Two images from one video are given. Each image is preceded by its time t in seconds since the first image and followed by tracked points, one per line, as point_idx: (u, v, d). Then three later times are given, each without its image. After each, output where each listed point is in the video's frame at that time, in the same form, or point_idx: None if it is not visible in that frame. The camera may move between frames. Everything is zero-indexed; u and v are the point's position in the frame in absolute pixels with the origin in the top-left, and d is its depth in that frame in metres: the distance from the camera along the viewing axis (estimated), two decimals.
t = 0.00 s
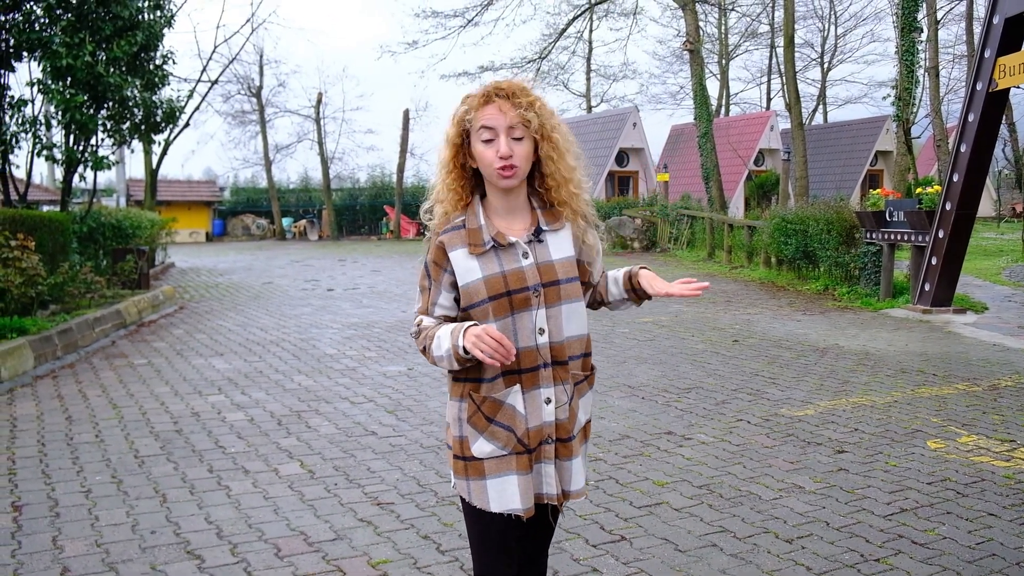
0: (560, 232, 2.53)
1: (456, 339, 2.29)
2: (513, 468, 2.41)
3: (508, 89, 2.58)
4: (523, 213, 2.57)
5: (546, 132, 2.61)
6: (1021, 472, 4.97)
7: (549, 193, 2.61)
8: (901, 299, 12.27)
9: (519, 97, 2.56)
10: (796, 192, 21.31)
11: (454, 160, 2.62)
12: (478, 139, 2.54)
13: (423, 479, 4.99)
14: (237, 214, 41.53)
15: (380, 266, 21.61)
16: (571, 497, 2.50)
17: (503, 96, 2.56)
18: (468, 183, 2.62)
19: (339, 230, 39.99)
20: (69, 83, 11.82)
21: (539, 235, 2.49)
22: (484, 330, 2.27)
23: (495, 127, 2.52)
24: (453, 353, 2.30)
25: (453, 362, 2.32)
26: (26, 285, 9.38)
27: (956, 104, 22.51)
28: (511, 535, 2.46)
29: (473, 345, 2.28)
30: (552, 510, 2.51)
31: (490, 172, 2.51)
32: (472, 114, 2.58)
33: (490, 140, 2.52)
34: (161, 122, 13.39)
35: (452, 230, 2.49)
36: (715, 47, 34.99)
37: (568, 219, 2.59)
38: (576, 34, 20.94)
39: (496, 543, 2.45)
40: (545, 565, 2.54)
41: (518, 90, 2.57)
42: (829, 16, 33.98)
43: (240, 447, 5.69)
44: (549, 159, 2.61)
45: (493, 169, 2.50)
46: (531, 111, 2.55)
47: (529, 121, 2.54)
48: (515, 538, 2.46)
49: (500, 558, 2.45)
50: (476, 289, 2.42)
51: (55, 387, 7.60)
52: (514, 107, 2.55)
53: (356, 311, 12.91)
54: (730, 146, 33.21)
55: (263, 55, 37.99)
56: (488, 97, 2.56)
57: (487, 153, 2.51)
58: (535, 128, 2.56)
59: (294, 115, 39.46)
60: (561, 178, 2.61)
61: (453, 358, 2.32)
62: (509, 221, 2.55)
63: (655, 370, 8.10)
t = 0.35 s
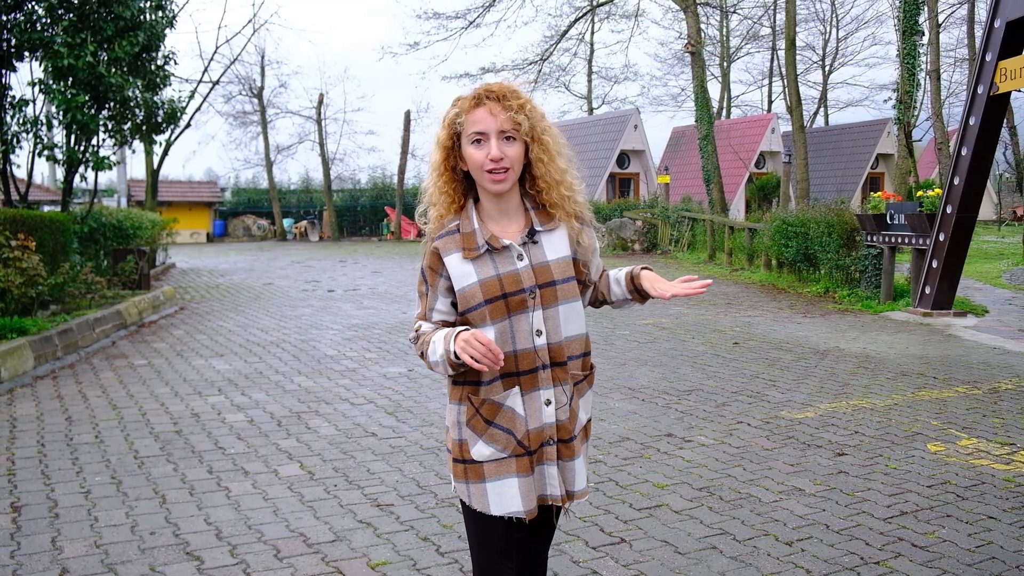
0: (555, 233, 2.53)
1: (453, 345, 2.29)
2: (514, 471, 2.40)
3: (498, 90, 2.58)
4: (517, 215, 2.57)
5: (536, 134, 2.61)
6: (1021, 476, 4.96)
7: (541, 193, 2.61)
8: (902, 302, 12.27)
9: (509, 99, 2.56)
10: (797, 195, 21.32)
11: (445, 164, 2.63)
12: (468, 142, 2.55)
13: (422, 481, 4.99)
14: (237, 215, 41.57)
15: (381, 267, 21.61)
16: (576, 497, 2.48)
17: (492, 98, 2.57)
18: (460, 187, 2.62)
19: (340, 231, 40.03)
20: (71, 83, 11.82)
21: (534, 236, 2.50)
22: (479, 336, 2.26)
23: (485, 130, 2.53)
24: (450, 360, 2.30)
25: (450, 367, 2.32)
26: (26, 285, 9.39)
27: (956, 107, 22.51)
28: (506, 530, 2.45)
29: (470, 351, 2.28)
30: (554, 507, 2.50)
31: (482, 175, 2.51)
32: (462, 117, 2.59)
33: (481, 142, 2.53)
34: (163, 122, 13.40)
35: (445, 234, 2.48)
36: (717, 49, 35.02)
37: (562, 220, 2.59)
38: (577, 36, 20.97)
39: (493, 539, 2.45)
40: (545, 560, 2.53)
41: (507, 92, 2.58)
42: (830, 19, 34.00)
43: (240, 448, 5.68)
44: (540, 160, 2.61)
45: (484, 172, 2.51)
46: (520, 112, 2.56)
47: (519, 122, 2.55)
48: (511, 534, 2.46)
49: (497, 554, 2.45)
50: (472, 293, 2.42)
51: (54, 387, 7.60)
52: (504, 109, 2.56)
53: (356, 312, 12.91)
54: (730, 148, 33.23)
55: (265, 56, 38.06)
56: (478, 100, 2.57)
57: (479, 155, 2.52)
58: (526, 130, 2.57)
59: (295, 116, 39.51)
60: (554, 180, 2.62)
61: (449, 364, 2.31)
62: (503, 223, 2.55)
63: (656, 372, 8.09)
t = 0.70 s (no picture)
0: (550, 230, 2.54)
1: (453, 344, 2.29)
2: (513, 470, 2.40)
3: (492, 87, 2.59)
4: (513, 212, 2.57)
5: (530, 130, 2.62)
6: (1020, 476, 4.97)
7: (536, 191, 2.62)
8: (901, 302, 12.27)
9: (504, 94, 2.56)
10: (796, 195, 21.34)
11: (441, 162, 2.63)
12: (463, 138, 2.55)
13: (422, 481, 4.99)
14: (237, 215, 41.56)
15: (380, 268, 21.60)
16: (572, 496, 2.50)
17: (487, 94, 2.57)
18: (456, 185, 2.63)
19: (339, 232, 40.04)
20: (69, 84, 11.82)
21: (531, 233, 2.50)
22: (480, 335, 2.26)
23: (480, 124, 2.53)
24: (450, 359, 2.29)
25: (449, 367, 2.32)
26: (26, 286, 9.39)
27: (956, 107, 22.50)
28: (503, 528, 2.45)
29: (469, 350, 2.28)
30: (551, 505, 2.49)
31: (478, 171, 2.52)
32: (457, 114, 2.59)
33: (476, 137, 2.54)
34: (162, 123, 13.39)
35: (442, 232, 2.48)
36: (716, 49, 35.03)
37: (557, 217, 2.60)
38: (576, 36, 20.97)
39: (491, 539, 2.46)
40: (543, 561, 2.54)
41: (501, 88, 2.59)
42: (830, 19, 34.01)
43: (239, 449, 5.68)
44: (534, 157, 2.61)
45: (480, 166, 2.51)
46: (515, 107, 2.56)
47: (514, 117, 2.55)
48: (508, 533, 2.46)
49: (496, 555, 2.45)
50: (470, 290, 2.42)
51: (53, 388, 7.59)
52: (499, 105, 2.56)
53: (355, 313, 12.90)
54: (730, 149, 33.25)
55: (264, 57, 38.07)
56: (473, 96, 2.58)
57: (474, 150, 2.52)
58: (521, 125, 2.57)
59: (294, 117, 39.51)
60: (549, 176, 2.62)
61: (449, 362, 2.31)
62: (500, 220, 2.54)
63: (655, 373, 8.10)
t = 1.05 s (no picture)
0: (549, 226, 2.55)
1: (457, 337, 2.28)
2: (517, 466, 2.40)
3: (495, 85, 2.59)
4: (512, 208, 2.58)
5: (532, 127, 2.62)
6: (1020, 476, 4.97)
7: (534, 189, 2.62)
8: (901, 302, 12.27)
9: (507, 92, 2.57)
10: (797, 195, 21.34)
11: (443, 158, 2.62)
12: (466, 133, 2.55)
13: (421, 480, 4.99)
14: (236, 214, 41.55)
15: (380, 267, 21.58)
16: (574, 493, 2.50)
17: (490, 92, 2.58)
18: (457, 182, 2.63)
19: (339, 231, 40.02)
20: (69, 83, 11.82)
21: (530, 229, 2.51)
22: (485, 326, 2.26)
23: (483, 121, 2.53)
24: (454, 352, 2.29)
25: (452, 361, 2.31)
26: (25, 284, 9.38)
27: (955, 107, 22.48)
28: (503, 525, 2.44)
29: (474, 343, 2.27)
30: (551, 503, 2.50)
31: (480, 166, 2.52)
32: (460, 109, 2.59)
33: (479, 133, 2.54)
34: (162, 122, 13.38)
35: (442, 229, 2.48)
36: (716, 49, 35.02)
37: (556, 216, 2.61)
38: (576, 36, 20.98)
39: (491, 537, 2.45)
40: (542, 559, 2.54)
41: (504, 85, 2.59)
42: (830, 19, 34.00)
43: (239, 447, 5.67)
44: (533, 155, 2.62)
45: (482, 162, 2.51)
46: (518, 104, 2.56)
47: (516, 115, 2.56)
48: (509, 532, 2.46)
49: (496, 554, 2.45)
50: (472, 284, 2.41)
51: (53, 387, 7.58)
52: (502, 102, 2.56)
53: (355, 312, 12.89)
54: (730, 149, 33.25)
55: (264, 56, 38.03)
56: (476, 92, 2.58)
57: (476, 145, 2.52)
58: (523, 122, 2.57)
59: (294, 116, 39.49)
60: (549, 174, 2.63)
61: (451, 357, 2.31)
62: (499, 215, 2.55)
63: (655, 372, 8.09)
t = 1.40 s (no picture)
0: (540, 233, 2.58)
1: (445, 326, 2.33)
2: (495, 446, 2.44)
3: (496, 101, 2.61)
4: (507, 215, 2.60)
5: (527, 141, 2.65)
6: (1019, 479, 4.97)
7: (527, 197, 2.65)
8: (901, 304, 12.26)
9: (507, 108, 2.59)
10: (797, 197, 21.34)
11: (446, 167, 2.63)
12: (468, 146, 2.56)
13: (421, 481, 4.98)
14: (236, 214, 41.53)
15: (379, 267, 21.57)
16: (538, 475, 2.52)
17: (491, 107, 2.59)
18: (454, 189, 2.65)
19: (339, 231, 39.99)
20: (70, 82, 11.82)
21: (521, 232, 2.54)
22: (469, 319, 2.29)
23: (484, 135, 2.55)
24: (442, 340, 2.34)
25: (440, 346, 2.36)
26: (25, 284, 9.37)
27: (955, 109, 22.47)
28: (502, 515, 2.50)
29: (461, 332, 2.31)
30: (530, 488, 2.59)
31: (480, 177, 2.54)
32: (462, 124, 2.60)
33: (479, 147, 2.55)
34: (162, 122, 13.38)
35: (441, 225, 2.52)
36: (716, 50, 35.02)
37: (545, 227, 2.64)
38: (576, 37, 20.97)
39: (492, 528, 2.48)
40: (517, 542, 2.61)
41: (505, 103, 2.61)
42: (830, 20, 33.99)
43: (238, 448, 5.67)
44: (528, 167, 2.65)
45: (481, 173, 2.53)
46: (516, 121, 2.59)
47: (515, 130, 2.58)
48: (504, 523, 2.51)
49: (494, 545, 2.47)
50: (463, 276, 2.47)
51: (52, 386, 7.57)
52: (502, 117, 2.58)
53: (355, 312, 12.89)
54: (730, 150, 33.26)
55: (264, 56, 37.99)
56: (478, 107, 2.59)
57: (476, 157, 2.54)
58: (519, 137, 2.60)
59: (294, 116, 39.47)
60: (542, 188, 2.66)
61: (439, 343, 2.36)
62: (495, 220, 2.57)
63: (655, 374, 8.09)
